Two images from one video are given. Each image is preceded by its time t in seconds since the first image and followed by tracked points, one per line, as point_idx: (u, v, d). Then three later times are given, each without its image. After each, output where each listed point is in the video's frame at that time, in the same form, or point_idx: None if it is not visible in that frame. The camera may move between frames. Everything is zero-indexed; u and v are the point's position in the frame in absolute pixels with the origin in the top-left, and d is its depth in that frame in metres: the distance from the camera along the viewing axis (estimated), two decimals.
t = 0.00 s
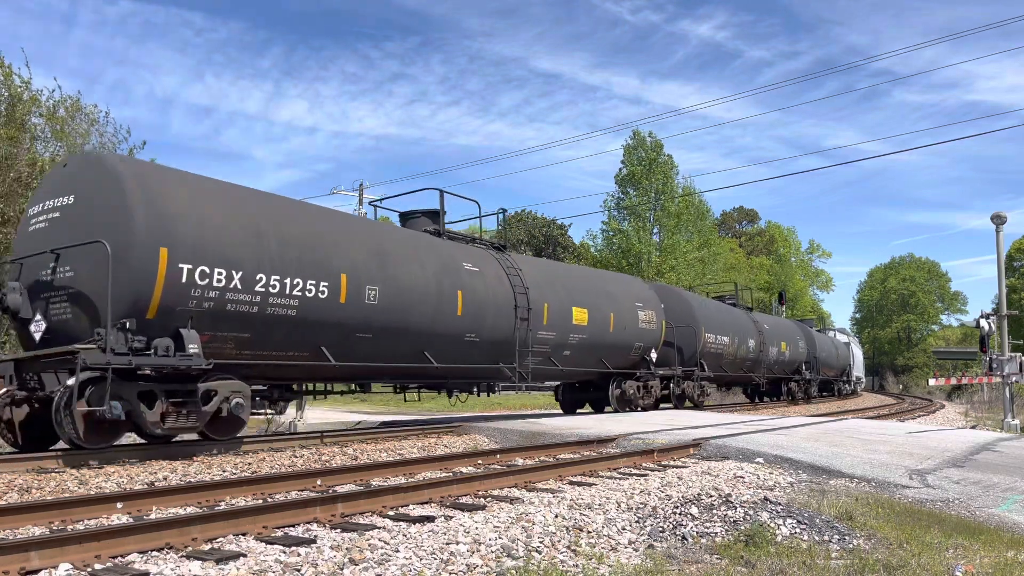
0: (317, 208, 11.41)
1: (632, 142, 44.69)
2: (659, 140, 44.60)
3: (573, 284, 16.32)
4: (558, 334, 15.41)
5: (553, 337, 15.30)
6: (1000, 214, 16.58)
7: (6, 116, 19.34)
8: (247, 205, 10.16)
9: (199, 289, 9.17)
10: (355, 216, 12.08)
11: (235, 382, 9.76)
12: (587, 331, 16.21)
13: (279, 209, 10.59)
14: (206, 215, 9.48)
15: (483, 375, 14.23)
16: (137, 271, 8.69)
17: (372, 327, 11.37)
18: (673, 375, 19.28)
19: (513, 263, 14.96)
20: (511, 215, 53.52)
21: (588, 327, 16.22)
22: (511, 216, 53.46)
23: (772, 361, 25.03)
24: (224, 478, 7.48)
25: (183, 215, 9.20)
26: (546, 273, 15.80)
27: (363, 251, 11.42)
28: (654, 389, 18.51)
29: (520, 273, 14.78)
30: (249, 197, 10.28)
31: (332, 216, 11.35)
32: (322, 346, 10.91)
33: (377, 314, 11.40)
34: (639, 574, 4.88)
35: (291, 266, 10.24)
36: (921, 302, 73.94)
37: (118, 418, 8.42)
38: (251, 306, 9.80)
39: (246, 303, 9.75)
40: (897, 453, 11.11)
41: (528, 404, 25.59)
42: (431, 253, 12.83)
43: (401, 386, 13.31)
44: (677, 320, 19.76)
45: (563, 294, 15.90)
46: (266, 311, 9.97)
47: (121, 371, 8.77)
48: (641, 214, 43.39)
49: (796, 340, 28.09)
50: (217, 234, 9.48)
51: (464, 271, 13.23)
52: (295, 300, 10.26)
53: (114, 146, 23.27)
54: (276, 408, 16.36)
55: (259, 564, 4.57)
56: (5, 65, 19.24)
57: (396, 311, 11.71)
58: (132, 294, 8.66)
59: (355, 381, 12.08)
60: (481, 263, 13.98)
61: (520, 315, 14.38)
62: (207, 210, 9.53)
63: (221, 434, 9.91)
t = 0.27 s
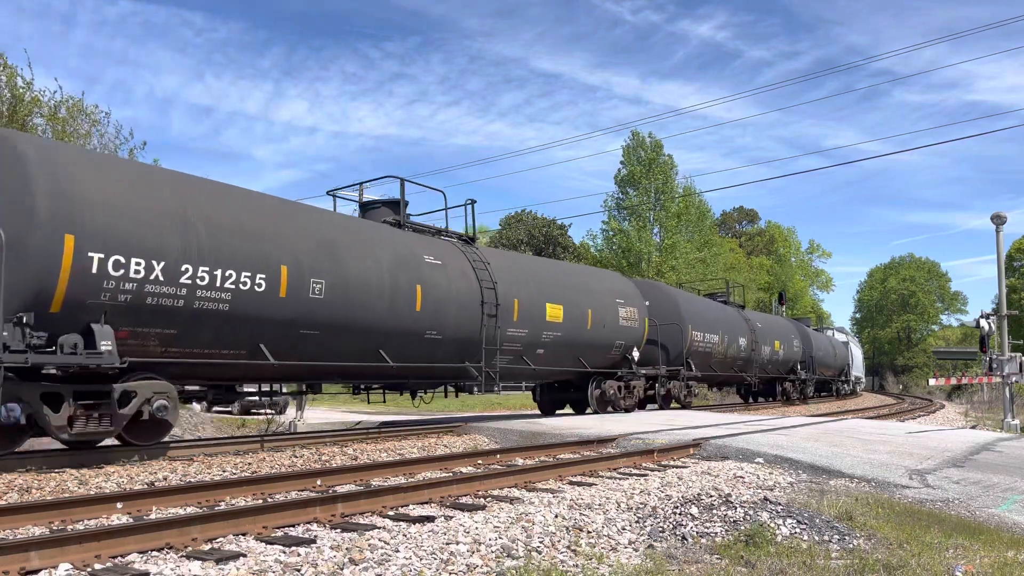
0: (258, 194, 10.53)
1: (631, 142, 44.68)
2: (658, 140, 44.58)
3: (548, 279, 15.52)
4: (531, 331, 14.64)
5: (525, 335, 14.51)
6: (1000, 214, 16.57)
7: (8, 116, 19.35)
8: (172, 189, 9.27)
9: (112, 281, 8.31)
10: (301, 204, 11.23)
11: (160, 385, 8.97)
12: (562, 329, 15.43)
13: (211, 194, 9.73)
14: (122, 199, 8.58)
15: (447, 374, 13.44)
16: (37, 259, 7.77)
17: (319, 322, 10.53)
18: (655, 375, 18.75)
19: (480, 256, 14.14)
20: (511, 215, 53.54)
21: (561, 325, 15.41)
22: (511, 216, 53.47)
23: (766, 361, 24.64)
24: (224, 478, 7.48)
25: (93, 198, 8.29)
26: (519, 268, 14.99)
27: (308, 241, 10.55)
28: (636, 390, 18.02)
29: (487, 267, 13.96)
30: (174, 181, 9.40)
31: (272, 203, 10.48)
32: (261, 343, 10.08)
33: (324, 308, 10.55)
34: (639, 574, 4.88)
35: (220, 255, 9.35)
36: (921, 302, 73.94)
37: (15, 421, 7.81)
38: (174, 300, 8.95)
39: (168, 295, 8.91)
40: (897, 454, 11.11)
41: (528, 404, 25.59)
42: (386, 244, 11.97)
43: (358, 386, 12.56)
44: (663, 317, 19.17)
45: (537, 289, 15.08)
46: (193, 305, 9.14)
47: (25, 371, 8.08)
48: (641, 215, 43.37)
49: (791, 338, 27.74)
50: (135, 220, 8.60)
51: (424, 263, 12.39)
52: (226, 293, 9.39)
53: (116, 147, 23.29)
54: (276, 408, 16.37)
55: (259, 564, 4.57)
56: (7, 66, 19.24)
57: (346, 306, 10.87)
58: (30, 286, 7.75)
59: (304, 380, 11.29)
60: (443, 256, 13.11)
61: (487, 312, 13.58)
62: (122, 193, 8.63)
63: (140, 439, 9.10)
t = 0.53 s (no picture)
0: (190, 178, 9.72)
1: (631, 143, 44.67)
2: (658, 140, 44.57)
3: (520, 273, 14.68)
4: (500, 328, 13.79)
5: (493, 332, 13.65)
6: (1000, 214, 16.57)
7: (10, 116, 19.32)
8: (85, 170, 8.42)
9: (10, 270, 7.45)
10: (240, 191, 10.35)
11: (68, 383, 8.14)
12: (535, 326, 14.61)
13: (132, 177, 8.85)
14: (23, 180, 7.71)
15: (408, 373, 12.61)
16: None
17: (256, 318, 9.70)
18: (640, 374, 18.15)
19: (444, 248, 13.22)
20: (511, 215, 53.57)
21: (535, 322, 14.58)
22: (511, 216, 53.48)
23: (757, 359, 24.26)
24: (224, 478, 7.48)
25: None
26: (489, 261, 14.18)
27: (245, 230, 9.71)
28: (618, 391, 17.32)
29: (452, 260, 13.06)
30: (87, 162, 8.51)
31: (203, 189, 9.64)
32: (190, 340, 9.23)
33: (262, 303, 9.71)
34: (639, 574, 4.89)
35: (139, 243, 8.52)
36: (921, 302, 73.96)
37: None
38: (85, 293, 8.09)
39: (78, 287, 8.03)
40: (897, 454, 11.11)
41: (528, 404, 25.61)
42: (336, 235, 11.09)
43: (311, 386, 11.79)
44: (646, 315, 18.55)
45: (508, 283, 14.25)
46: (107, 298, 8.28)
47: None
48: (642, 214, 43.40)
49: (786, 337, 27.43)
50: (41, 204, 7.75)
51: (379, 256, 11.54)
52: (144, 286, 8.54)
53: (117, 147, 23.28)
54: (276, 408, 16.38)
55: (259, 564, 4.57)
56: (8, 66, 19.22)
57: (288, 301, 10.01)
58: None
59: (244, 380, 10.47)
60: (401, 248, 12.20)
61: (451, 308, 12.68)
62: (25, 172, 7.77)
63: (46, 445, 8.21)
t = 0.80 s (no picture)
0: (111, 161, 9.05)
1: (631, 143, 44.66)
2: (658, 140, 44.55)
3: (489, 268, 14.04)
4: (465, 325, 13.15)
5: (457, 330, 13.00)
6: (1000, 214, 16.57)
7: (10, 116, 19.32)
8: None
9: None
10: (171, 175, 9.68)
11: None
12: (504, 324, 13.98)
13: (41, 159, 8.17)
14: None
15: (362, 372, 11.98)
16: None
17: (180, 313, 9.02)
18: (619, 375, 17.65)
19: (403, 239, 12.54)
20: (511, 215, 53.60)
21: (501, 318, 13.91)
22: (511, 216, 53.50)
23: (749, 358, 23.83)
24: (224, 478, 7.49)
25: None
26: (454, 254, 13.52)
27: (169, 217, 9.03)
28: (596, 393, 16.86)
29: (411, 252, 12.37)
30: None
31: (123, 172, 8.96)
32: (104, 336, 8.54)
33: (187, 296, 9.04)
34: (639, 574, 4.89)
35: (44, 230, 7.83)
36: (921, 302, 73.95)
37: None
38: None
39: None
40: (897, 454, 11.11)
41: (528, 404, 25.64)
42: (277, 224, 10.39)
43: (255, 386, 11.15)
44: (627, 313, 17.95)
45: (475, 278, 13.60)
46: (7, 290, 7.61)
47: None
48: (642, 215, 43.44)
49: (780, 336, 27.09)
50: None
51: (326, 247, 10.83)
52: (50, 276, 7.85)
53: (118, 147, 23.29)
54: (276, 408, 16.39)
55: (259, 564, 4.57)
56: (9, 66, 19.22)
57: (217, 295, 9.33)
58: None
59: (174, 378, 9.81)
60: (353, 239, 11.48)
61: (408, 303, 12.01)
62: None
63: None
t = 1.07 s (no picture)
0: (19, 142, 8.37)
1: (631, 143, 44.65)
2: (658, 140, 44.52)
3: (456, 261, 13.39)
4: (427, 322, 12.44)
5: (416, 326, 12.26)
6: (1000, 214, 16.57)
7: (11, 116, 19.31)
8: None
9: None
10: (90, 158, 9.02)
11: None
12: (471, 320, 13.29)
13: None
14: None
15: (311, 372, 11.28)
16: None
17: (92, 307, 8.34)
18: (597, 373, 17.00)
19: (356, 230, 11.81)
20: (511, 215, 53.62)
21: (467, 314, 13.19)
22: (511, 216, 53.51)
23: (740, 357, 23.43)
24: (224, 478, 7.48)
25: None
26: (416, 246, 12.79)
27: (81, 202, 8.34)
28: (573, 393, 16.10)
29: (364, 243, 11.62)
30: None
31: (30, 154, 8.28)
32: (6, 331, 7.86)
33: (100, 289, 8.35)
34: (639, 574, 4.88)
35: None
36: (921, 302, 73.94)
37: None
38: None
39: None
40: (897, 454, 11.10)
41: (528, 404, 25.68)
42: (208, 211, 9.69)
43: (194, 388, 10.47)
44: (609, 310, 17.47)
45: (440, 271, 12.89)
46: None
47: None
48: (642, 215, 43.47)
49: (773, 334, 26.80)
50: None
51: (265, 237, 10.12)
52: None
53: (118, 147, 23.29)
54: (276, 408, 16.38)
55: (259, 564, 4.57)
56: (9, 66, 19.21)
57: (135, 288, 8.64)
58: None
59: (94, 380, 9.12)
60: (298, 229, 10.77)
61: (360, 297, 11.26)
62: None
63: None
